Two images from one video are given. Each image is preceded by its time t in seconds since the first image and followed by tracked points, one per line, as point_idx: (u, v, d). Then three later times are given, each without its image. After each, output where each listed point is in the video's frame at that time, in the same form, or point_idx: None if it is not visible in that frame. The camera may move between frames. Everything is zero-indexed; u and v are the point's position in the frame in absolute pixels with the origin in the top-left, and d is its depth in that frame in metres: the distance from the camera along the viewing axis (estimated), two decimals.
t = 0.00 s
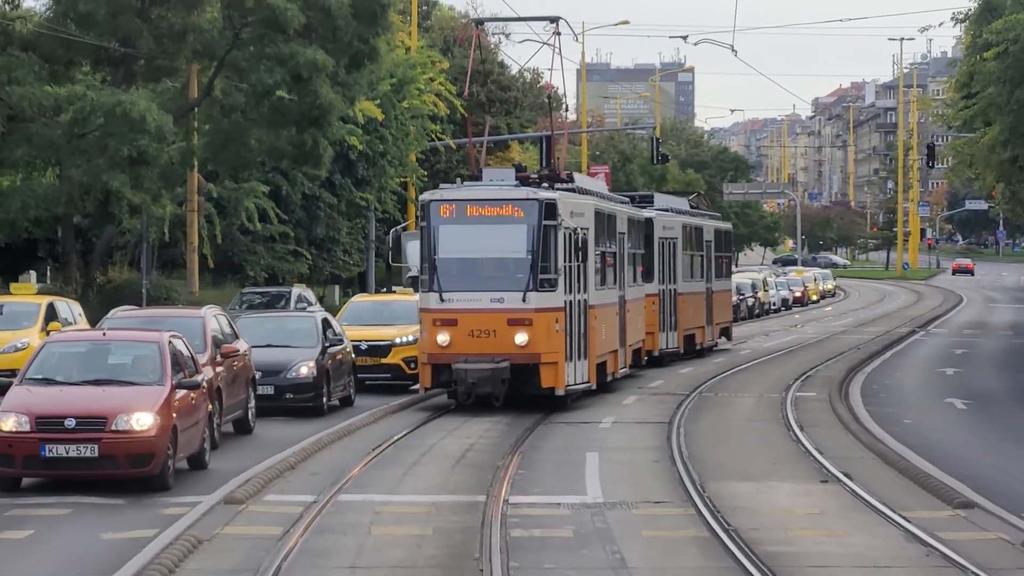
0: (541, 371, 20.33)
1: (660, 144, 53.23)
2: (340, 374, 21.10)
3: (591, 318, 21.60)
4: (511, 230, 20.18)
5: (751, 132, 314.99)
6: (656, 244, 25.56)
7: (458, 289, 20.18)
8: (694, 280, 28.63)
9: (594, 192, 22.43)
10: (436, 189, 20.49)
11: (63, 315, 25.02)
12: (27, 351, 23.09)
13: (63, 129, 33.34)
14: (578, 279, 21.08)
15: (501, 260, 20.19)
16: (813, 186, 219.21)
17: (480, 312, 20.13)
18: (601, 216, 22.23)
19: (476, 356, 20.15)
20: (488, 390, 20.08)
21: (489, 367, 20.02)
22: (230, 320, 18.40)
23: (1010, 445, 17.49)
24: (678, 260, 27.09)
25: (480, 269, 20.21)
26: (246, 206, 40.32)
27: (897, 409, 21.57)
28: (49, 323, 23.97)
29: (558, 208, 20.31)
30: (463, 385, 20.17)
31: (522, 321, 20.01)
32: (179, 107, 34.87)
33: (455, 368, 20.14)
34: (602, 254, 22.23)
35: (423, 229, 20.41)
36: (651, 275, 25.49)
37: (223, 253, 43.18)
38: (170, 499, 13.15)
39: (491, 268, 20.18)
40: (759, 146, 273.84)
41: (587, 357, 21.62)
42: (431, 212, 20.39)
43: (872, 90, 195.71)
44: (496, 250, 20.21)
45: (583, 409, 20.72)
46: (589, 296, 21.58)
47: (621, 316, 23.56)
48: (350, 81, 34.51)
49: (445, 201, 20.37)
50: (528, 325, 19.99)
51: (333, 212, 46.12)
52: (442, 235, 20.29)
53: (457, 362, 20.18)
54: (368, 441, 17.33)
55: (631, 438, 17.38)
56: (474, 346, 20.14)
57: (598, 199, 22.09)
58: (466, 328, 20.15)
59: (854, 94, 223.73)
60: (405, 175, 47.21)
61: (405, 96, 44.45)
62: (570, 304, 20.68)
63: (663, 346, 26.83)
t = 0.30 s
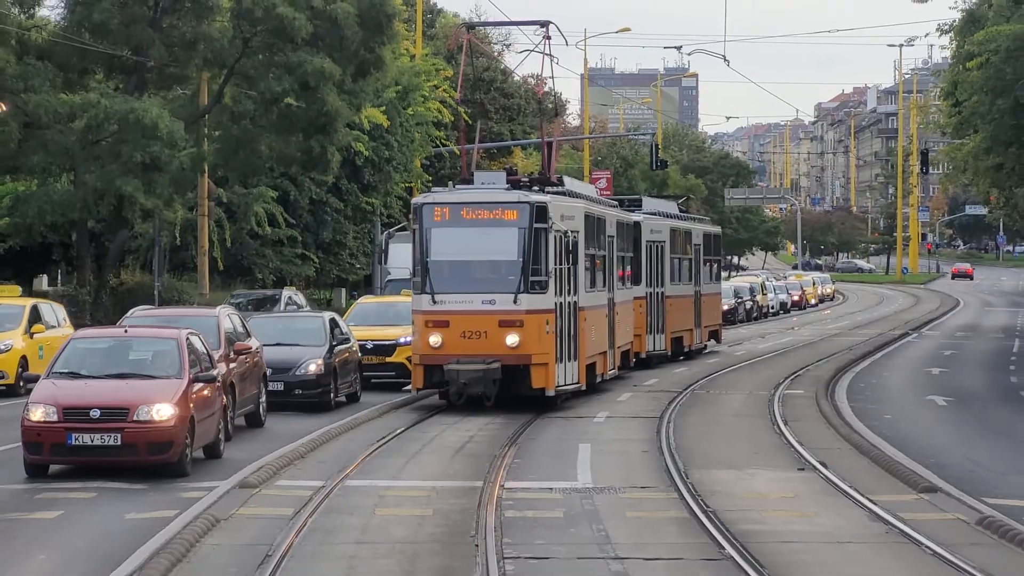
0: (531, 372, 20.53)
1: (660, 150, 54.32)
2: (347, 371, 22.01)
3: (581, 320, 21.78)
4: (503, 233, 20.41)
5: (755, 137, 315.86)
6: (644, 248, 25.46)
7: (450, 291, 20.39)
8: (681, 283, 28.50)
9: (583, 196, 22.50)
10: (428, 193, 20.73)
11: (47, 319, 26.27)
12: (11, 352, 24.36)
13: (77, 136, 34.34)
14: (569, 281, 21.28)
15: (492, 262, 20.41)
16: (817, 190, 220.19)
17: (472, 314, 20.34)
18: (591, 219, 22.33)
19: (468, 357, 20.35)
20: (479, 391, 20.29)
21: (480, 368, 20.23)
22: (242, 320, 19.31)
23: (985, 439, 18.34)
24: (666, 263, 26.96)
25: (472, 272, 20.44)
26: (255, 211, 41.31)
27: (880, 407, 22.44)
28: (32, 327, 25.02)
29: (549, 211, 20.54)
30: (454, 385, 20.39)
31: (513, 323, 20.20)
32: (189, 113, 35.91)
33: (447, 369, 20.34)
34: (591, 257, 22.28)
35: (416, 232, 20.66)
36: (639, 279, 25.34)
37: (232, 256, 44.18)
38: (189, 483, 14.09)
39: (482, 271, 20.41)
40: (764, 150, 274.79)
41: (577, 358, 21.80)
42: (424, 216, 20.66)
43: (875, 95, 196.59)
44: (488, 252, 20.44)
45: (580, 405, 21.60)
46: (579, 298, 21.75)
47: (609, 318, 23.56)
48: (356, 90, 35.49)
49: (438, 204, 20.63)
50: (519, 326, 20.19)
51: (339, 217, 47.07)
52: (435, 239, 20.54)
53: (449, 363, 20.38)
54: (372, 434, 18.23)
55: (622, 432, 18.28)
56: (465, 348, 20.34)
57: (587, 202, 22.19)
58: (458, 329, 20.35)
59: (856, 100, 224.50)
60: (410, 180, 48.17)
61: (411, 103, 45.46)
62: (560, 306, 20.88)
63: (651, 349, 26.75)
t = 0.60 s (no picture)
0: (524, 370, 20.69)
1: (659, 153, 55.17)
2: (350, 367, 22.72)
3: (573, 320, 21.93)
4: (495, 234, 20.60)
5: (760, 139, 316.28)
6: (634, 247, 25.53)
7: (443, 290, 20.55)
8: (672, 284, 28.61)
9: (574, 198, 22.65)
10: (421, 195, 20.99)
11: (25, 319, 26.07)
12: None
13: (86, 139, 35.07)
14: (561, 281, 21.45)
15: (485, 262, 20.59)
16: (820, 192, 220.74)
17: (464, 313, 20.51)
18: (582, 220, 22.45)
19: (461, 355, 20.49)
20: (472, 389, 20.41)
21: (474, 366, 20.36)
22: (251, 317, 20.06)
23: (965, 432, 19.02)
24: (656, 263, 27.00)
25: (465, 272, 20.61)
26: (261, 213, 42.06)
27: (868, 402, 23.14)
28: (15, 328, 24.99)
29: (541, 211, 20.72)
30: (447, 383, 20.49)
31: (506, 322, 20.38)
32: (197, 117, 36.75)
33: (440, 368, 20.49)
34: (583, 257, 22.44)
35: (410, 233, 20.85)
36: (629, 279, 25.43)
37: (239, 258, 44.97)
38: (201, 472, 14.84)
39: (475, 271, 20.59)
40: (768, 152, 275.35)
41: (568, 357, 21.94)
42: (417, 216, 20.88)
43: (877, 96, 197.10)
44: (480, 252, 20.62)
45: (576, 401, 22.30)
46: (571, 298, 21.90)
47: (600, 317, 23.66)
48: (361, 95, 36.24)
49: (431, 205, 20.85)
50: (512, 325, 20.35)
51: (344, 219, 47.80)
52: (428, 239, 20.73)
53: (442, 361, 20.52)
54: (373, 429, 18.95)
55: (616, 426, 18.98)
56: (459, 346, 20.49)
57: (578, 204, 22.34)
58: (451, 328, 20.50)
59: (859, 102, 224.89)
60: (413, 182, 48.91)
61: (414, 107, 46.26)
62: (553, 305, 21.03)
63: (640, 348, 26.76)
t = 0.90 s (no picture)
0: (519, 370, 20.73)
1: (659, 157, 56.02)
2: (355, 365, 23.49)
3: (567, 320, 21.98)
4: (490, 235, 20.63)
5: (764, 141, 317.20)
6: (627, 250, 26.04)
7: (439, 291, 20.62)
8: (664, 285, 29.13)
9: (568, 199, 22.80)
10: (417, 196, 20.96)
11: (5, 321, 25.76)
12: None
13: (98, 144, 35.77)
14: (555, 282, 21.51)
15: (480, 263, 20.65)
16: (824, 195, 221.46)
17: (460, 314, 20.56)
18: (576, 222, 22.64)
19: (457, 355, 20.55)
20: (467, 389, 20.47)
21: (469, 366, 20.42)
22: (260, 317, 20.83)
23: (947, 427, 19.76)
24: (648, 265, 27.56)
25: (461, 273, 20.66)
26: (267, 216, 42.87)
27: (857, 399, 23.94)
28: None
29: (536, 213, 20.75)
30: (443, 382, 20.54)
31: (501, 322, 20.43)
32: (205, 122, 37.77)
33: (436, 368, 20.54)
34: (577, 259, 22.62)
35: (405, 234, 20.90)
36: (622, 279, 25.87)
37: (246, 260, 45.80)
38: (213, 462, 15.61)
39: (470, 272, 20.65)
40: (772, 154, 276.20)
41: (563, 358, 21.96)
42: (413, 218, 20.88)
43: (880, 99, 197.85)
44: (476, 254, 20.67)
45: (572, 398, 23.04)
46: (566, 299, 21.97)
47: (594, 319, 24.02)
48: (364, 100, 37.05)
49: (427, 206, 20.85)
50: (507, 325, 20.41)
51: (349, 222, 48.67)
52: (424, 241, 20.77)
53: (438, 362, 20.58)
54: (375, 424, 19.71)
55: (610, 421, 19.76)
56: (455, 346, 20.55)
57: (573, 207, 22.52)
58: (447, 328, 20.57)
59: (862, 106, 225.61)
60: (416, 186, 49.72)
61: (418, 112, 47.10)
62: (548, 306, 21.08)
63: (634, 349, 27.32)
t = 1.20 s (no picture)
0: (514, 369, 21.16)
1: (658, 161, 56.85)
2: (359, 364, 24.27)
3: (561, 320, 22.56)
4: (486, 237, 21.12)
5: (766, 143, 318.05)
6: (620, 252, 26.79)
7: (435, 291, 21.06)
8: (656, 286, 29.86)
9: (562, 202, 23.44)
10: (414, 198, 21.53)
11: None
12: None
13: (108, 148, 36.55)
14: (550, 283, 22.02)
15: (475, 263, 21.10)
16: (826, 197, 222.25)
17: (457, 313, 20.99)
18: (570, 224, 23.29)
19: (453, 354, 20.99)
20: (463, 387, 20.92)
21: (465, 365, 20.88)
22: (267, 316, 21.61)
23: (930, 422, 20.56)
24: (640, 267, 28.30)
25: (457, 273, 21.12)
26: (273, 219, 43.68)
27: (845, 398, 24.74)
28: None
29: (531, 215, 21.21)
30: (440, 381, 20.99)
31: (496, 322, 20.87)
32: (213, 127, 38.52)
33: (433, 367, 20.97)
34: (570, 260, 23.24)
35: (402, 235, 21.37)
36: (615, 281, 26.61)
37: (252, 262, 46.63)
38: (224, 454, 16.39)
39: (465, 273, 21.10)
40: (774, 157, 276.98)
41: (557, 357, 22.54)
42: (410, 219, 21.38)
43: (881, 102, 198.67)
44: (472, 255, 21.14)
45: (569, 395, 23.80)
46: (560, 299, 22.55)
47: (588, 319, 24.77)
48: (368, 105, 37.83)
49: (424, 208, 21.35)
50: (502, 325, 20.85)
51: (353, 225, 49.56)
52: (421, 241, 21.24)
53: (435, 361, 21.01)
54: (377, 419, 20.48)
55: (605, 417, 20.54)
56: (451, 345, 20.99)
57: (566, 208, 23.17)
58: (444, 328, 20.99)
59: (864, 109, 226.42)
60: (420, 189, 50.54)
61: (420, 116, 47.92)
62: (542, 307, 21.54)
63: (627, 350, 28.07)
